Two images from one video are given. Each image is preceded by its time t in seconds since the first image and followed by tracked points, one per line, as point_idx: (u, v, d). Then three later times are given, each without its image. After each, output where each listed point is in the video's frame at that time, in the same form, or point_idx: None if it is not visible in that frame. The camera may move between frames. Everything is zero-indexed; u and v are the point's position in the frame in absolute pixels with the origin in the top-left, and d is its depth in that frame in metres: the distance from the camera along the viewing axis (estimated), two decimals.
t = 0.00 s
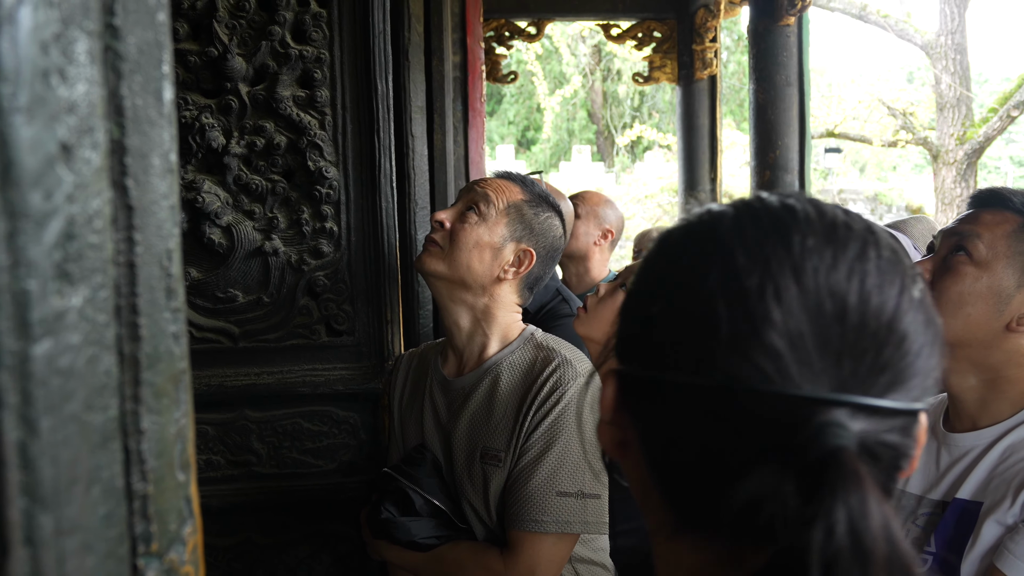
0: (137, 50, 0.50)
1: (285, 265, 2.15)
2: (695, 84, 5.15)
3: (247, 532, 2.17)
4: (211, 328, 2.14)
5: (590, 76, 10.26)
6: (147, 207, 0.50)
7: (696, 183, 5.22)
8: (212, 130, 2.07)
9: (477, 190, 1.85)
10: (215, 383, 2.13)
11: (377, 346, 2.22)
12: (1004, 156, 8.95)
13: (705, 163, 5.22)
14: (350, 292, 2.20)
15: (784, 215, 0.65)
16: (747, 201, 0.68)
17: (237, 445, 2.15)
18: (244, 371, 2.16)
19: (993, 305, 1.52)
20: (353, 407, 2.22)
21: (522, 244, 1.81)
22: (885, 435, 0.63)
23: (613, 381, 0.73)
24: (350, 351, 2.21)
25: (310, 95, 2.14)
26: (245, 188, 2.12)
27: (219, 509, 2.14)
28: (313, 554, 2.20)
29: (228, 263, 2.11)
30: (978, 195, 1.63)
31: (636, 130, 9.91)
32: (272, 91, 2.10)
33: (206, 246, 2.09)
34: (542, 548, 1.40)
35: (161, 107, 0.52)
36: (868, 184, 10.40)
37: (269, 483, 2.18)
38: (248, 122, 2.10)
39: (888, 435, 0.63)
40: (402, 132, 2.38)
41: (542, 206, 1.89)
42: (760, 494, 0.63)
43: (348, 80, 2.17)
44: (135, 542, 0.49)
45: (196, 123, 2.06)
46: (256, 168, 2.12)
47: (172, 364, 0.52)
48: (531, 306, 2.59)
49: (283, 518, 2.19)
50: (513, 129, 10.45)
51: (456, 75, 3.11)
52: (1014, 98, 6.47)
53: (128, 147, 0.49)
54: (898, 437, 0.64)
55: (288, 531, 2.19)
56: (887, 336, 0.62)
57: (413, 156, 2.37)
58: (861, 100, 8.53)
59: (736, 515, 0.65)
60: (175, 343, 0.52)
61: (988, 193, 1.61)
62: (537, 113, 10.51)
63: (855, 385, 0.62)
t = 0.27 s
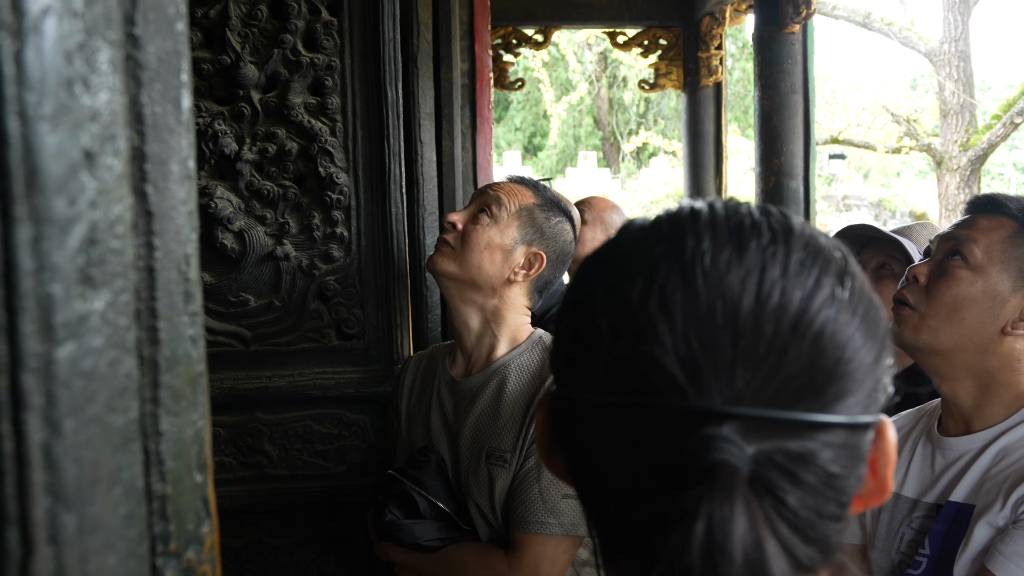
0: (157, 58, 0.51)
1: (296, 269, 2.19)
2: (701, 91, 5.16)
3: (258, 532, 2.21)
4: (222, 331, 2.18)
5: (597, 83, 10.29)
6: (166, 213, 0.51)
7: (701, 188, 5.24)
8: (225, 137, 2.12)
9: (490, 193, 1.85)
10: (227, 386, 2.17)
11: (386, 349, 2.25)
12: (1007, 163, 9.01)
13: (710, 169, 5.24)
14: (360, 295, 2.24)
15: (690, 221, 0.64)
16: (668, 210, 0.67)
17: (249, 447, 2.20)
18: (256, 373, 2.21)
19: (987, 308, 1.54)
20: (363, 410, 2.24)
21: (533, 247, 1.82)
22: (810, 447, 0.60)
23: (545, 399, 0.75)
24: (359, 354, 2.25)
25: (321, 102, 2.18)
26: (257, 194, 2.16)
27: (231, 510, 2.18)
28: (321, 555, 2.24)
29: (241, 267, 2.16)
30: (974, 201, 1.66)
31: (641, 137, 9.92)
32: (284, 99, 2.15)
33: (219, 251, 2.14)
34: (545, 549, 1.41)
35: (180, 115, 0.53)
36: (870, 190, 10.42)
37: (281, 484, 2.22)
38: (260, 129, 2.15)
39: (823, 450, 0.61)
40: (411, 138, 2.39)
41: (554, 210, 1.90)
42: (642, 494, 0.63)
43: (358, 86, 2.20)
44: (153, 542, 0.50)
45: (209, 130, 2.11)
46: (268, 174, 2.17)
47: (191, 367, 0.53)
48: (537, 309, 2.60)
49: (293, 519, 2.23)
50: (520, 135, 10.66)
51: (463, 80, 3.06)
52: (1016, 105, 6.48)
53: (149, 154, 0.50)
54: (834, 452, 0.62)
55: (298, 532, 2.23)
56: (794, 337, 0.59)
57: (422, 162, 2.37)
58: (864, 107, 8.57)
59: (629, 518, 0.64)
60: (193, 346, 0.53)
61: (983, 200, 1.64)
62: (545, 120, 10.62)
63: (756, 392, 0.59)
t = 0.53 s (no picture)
0: (176, 68, 0.52)
1: (307, 274, 2.21)
2: (705, 97, 5.17)
3: (269, 533, 2.23)
4: (234, 334, 2.21)
5: (601, 89, 10.29)
6: (185, 220, 0.52)
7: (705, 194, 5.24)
8: (238, 143, 2.15)
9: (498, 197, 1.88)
10: (239, 389, 2.19)
11: (396, 351, 2.26)
12: (1008, 168, 9.04)
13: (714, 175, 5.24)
14: (370, 299, 2.25)
15: (705, 222, 0.62)
16: (684, 210, 0.66)
17: (260, 449, 2.21)
18: (267, 376, 2.22)
19: (987, 313, 1.55)
20: (373, 412, 2.25)
21: (541, 249, 1.84)
22: (834, 461, 0.59)
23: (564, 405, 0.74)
24: (368, 357, 2.26)
25: (332, 109, 2.19)
26: (269, 200, 2.19)
27: (242, 510, 2.21)
28: (329, 556, 2.26)
29: (253, 271, 2.18)
30: (977, 208, 1.67)
31: (645, 143, 9.93)
32: (295, 105, 2.17)
33: (231, 256, 2.17)
34: (552, 550, 1.42)
35: (199, 124, 0.54)
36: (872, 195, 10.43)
37: (291, 486, 2.24)
38: (272, 135, 2.18)
39: (852, 462, 0.59)
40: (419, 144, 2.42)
41: (560, 214, 1.92)
42: (659, 505, 0.62)
43: (369, 92, 2.21)
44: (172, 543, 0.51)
45: (222, 137, 2.14)
46: (280, 180, 2.19)
47: (208, 371, 0.54)
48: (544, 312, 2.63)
49: (305, 519, 2.25)
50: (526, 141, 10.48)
51: (472, 87, 3.07)
52: (1017, 112, 6.50)
53: (168, 162, 0.51)
54: (862, 465, 0.60)
55: (309, 532, 2.25)
56: (816, 342, 0.57)
57: (429, 167, 2.42)
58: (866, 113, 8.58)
59: (647, 530, 0.64)
60: (211, 350, 0.54)
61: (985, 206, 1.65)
62: (552, 126, 10.60)
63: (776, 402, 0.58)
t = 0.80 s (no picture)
0: (184, 78, 0.53)
1: (311, 278, 2.22)
2: (705, 103, 5.18)
3: (274, 535, 2.25)
4: (239, 338, 2.22)
5: (602, 95, 10.30)
6: (192, 227, 0.53)
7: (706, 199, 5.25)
8: (243, 150, 2.16)
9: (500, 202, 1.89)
10: (244, 393, 2.21)
11: (399, 356, 2.26)
12: (1005, 173, 9.06)
13: (715, 180, 5.25)
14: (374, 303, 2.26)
15: (720, 236, 0.61)
16: (701, 222, 0.65)
17: (264, 452, 2.23)
18: (271, 380, 2.23)
19: (987, 318, 1.55)
20: (376, 415, 2.26)
21: (542, 253, 1.85)
22: (847, 479, 0.58)
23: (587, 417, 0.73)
24: (371, 361, 2.27)
25: (337, 115, 2.20)
26: (274, 205, 2.20)
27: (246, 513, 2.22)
28: (334, 558, 2.27)
29: (257, 276, 2.19)
30: (978, 212, 1.65)
31: (645, 148, 9.94)
32: (300, 112, 2.19)
33: (236, 261, 2.18)
34: (555, 551, 1.42)
35: (206, 132, 0.55)
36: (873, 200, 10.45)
37: (295, 489, 2.25)
38: (277, 141, 2.18)
39: (867, 482, 0.58)
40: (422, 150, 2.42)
41: (562, 219, 1.93)
42: (668, 528, 0.62)
43: (372, 99, 2.23)
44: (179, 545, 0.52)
45: (227, 143, 2.15)
46: (284, 186, 2.20)
47: (215, 376, 0.55)
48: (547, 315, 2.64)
49: (309, 521, 2.26)
50: (528, 146, 10.61)
51: (475, 93, 3.06)
52: (1014, 117, 6.51)
53: (176, 170, 0.52)
54: (878, 483, 0.59)
55: (313, 534, 2.26)
56: (830, 360, 0.56)
57: (433, 172, 2.38)
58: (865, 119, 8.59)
59: (659, 551, 0.64)
60: (217, 355, 0.55)
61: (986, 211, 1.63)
62: (552, 131, 10.66)
63: (787, 421, 0.57)
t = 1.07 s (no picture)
0: (187, 83, 0.53)
1: (314, 282, 2.23)
2: (704, 108, 5.17)
3: (276, 537, 2.25)
4: (243, 341, 2.22)
5: (602, 100, 10.29)
6: (194, 232, 0.53)
7: (705, 203, 5.25)
8: (246, 154, 2.16)
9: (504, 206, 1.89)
10: (247, 395, 2.21)
11: (401, 358, 2.26)
12: (1001, 176, 9.10)
13: (715, 184, 5.25)
14: (377, 305, 2.26)
15: (728, 245, 0.61)
16: (709, 232, 0.65)
17: (268, 453, 2.23)
18: (274, 383, 2.23)
19: (990, 320, 1.56)
20: (378, 417, 2.27)
21: (547, 257, 1.85)
22: (855, 493, 0.57)
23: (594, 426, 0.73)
24: (374, 363, 2.27)
25: (339, 120, 2.20)
26: (277, 209, 2.20)
27: (249, 514, 2.21)
28: (337, 559, 2.27)
29: (261, 279, 2.20)
30: (980, 216, 1.65)
31: (644, 151, 9.94)
32: (303, 116, 2.18)
33: (240, 264, 2.18)
34: (559, 550, 1.43)
35: (208, 137, 0.55)
36: (870, 203, 10.46)
37: (298, 490, 2.25)
38: (280, 146, 2.18)
39: (877, 497, 0.57)
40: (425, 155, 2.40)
41: (566, 223, 1.92)
42: (673, 538, 0.61)
43: (375, 103, 2.22)
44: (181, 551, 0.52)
45: (231, 147, 2.15)
46: (287, 190, 2.20)
47: (217, 381, 0.55)
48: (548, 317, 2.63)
49: (311, 522, 2.26)
50: (529, 150, 10.69)
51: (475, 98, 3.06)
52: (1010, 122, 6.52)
53: (178, 175, 0.52)
54: (887, 498, 0.58)
55: (315, 535, 2.26)
56: (839, 372, 0.56)
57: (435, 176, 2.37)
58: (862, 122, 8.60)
59: (661, 562, 0.64)
60: (219, 360, 0.55)
61: (990, 217, 1.63)
62: (552, 135, 10.67)
63: (794, 433, 0.56)
